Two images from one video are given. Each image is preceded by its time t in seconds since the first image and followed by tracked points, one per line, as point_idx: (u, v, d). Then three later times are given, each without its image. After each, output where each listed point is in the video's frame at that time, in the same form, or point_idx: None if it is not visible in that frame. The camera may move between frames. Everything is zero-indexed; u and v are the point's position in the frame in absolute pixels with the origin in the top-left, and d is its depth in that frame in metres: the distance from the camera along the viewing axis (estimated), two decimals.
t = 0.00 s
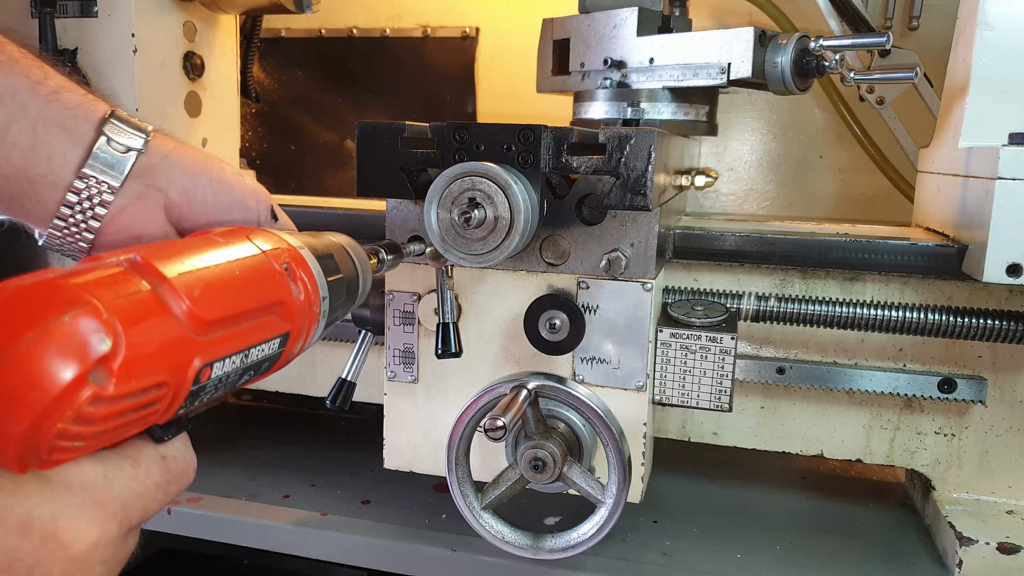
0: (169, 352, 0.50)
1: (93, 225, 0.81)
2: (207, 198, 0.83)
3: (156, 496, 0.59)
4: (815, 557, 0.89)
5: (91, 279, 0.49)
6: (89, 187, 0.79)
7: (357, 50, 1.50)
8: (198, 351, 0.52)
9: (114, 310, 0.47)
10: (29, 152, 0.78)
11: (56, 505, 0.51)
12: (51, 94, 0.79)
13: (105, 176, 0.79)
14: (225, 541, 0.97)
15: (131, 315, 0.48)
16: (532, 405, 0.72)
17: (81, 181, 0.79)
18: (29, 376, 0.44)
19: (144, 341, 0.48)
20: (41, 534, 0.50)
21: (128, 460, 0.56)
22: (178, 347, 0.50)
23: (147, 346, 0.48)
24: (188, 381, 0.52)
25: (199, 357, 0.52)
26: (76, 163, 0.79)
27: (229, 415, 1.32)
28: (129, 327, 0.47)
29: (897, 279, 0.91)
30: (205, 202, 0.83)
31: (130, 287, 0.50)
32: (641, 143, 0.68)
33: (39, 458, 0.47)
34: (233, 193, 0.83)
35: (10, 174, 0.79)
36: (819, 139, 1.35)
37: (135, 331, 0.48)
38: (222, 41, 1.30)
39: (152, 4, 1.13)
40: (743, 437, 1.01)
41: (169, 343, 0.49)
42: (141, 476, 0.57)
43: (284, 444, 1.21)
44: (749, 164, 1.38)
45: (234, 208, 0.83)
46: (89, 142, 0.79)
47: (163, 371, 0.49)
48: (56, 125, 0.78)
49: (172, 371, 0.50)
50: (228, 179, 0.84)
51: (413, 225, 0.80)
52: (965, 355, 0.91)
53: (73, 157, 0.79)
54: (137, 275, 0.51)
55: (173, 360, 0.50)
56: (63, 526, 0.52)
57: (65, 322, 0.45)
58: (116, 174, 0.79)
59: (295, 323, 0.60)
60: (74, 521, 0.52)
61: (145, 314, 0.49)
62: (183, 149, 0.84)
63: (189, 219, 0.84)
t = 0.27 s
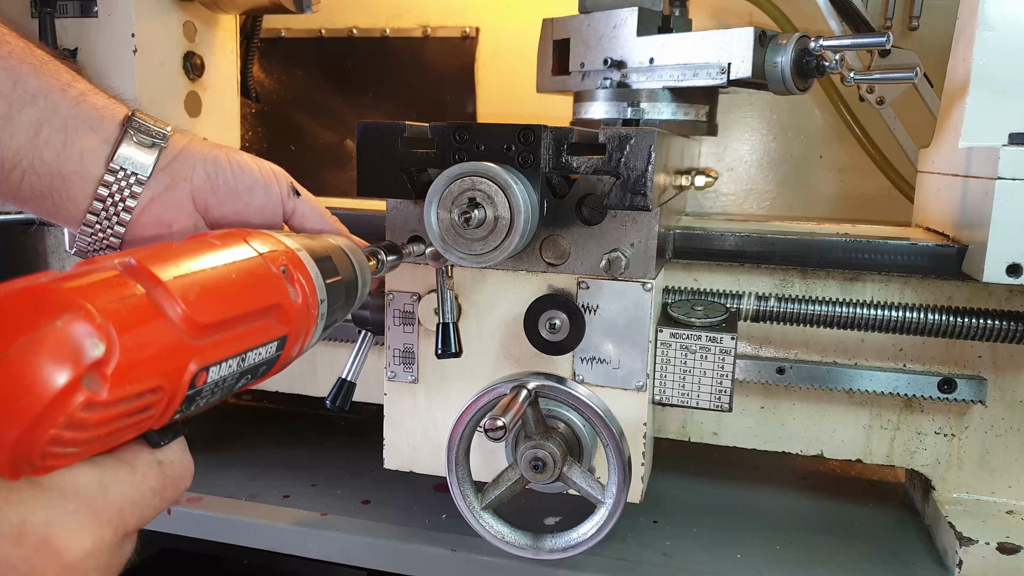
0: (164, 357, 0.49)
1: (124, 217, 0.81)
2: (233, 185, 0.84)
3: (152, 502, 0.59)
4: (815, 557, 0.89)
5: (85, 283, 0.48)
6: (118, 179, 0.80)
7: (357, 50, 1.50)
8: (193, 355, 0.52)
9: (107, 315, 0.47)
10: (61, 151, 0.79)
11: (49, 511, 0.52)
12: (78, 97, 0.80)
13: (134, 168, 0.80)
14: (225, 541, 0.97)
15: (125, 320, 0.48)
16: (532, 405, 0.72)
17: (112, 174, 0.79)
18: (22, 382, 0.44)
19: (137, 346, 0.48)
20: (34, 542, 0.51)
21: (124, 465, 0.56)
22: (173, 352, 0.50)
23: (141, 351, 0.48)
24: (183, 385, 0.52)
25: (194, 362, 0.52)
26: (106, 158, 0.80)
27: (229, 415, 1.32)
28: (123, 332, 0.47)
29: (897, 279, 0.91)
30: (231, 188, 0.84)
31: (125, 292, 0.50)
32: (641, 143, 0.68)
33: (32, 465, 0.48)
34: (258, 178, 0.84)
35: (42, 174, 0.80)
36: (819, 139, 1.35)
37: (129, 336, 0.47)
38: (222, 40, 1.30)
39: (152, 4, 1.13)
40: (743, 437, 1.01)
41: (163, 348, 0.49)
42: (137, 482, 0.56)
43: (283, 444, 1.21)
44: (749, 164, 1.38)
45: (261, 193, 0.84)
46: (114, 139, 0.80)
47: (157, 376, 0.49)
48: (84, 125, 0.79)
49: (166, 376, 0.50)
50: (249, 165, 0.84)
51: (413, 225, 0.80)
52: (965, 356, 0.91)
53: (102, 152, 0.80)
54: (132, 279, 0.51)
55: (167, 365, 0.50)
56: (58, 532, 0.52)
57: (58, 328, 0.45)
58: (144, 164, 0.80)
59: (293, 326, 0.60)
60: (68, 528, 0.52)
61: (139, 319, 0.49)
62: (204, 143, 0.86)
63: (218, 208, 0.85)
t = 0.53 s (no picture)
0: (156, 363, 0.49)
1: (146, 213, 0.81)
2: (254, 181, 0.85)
3: (147, 508, 0.58)
4: (815, 557, 0.89)
5: (77, 288, 0.48)
6: (141, 174, 0.79)
7: (357, 50, 1.50)
8: (186, 361, 0.52)
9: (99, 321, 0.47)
10: (84, 147, 0.77)
11: (42, 518, 0.50)
12: (100, 93, 0.79)
13: (157, 163, 0.79)
14: (225, 541, 0.97)
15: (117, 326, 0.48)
16: (532, 405, 0.72)
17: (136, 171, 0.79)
18: (13, 389, 0.44)
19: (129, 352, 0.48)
20: (25, 550, 0.49)
21: (117, 472, 0.55)
22: (166, 357, 0.50)
23: (133, 357, 0.48)
24: (177, 390, 0.52)
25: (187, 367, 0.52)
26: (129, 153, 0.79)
27: (229, 415, 1.32)
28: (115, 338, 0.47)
29: (897, 279, 0.91)
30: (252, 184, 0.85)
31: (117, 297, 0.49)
32: (641, 143, 0.68)
33: (23, 471, 0.47)
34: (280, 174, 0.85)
35: (65, 170, 0.78)
36: (819, 139, 1.35)
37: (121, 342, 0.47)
38: (222, 40, 1.30)
39: (152, 4, 1.13)
40: (743, 437, 1.01)
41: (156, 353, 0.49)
42: (131, 488, 0.56)
43: (283, 444, 1.21)
44: (749, 164, 1.38)
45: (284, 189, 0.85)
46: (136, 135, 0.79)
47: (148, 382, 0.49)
48: (106, 122, 0.78)
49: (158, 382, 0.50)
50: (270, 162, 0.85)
51: (413, 225, 0.80)
52: (965, 356, 0.91)
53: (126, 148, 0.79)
54: (125, 283, 0.51)
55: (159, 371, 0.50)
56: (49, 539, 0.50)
57: (49, 333, 0.45)
58: (168, 159, 0.79)
59: (288, 330, 0.60)
60: (61, 535, 0.51)
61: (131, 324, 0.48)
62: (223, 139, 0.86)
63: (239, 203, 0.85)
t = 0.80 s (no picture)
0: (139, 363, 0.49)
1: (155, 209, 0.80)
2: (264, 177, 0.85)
3: (132, 512, 0.57)
4: (815, 557, 0.89)
5: (58, 289, 0.48)
6: (150, 171, 0.79)
7: (357, 50, 1.50)
8: (169, 361, 0.51)
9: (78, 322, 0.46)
10: (92, 144, 0.77)
11: (25, 522, 0.49)
12: (108, 90, 0.79)
13: (166, 160, 0.79)
14: (225, 541, 0.97)
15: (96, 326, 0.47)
16: (532, 405, 0.72)
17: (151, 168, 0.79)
18: None
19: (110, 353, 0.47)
20: (7, 553, 0.48)
21: (101, 475, 0.55)
22: (149, 358, 0.50)
23: (114, 358, 0.47)
24: (160, 392, 0.52)
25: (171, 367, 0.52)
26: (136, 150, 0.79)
27: (229, 416, 1.32)
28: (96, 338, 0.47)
29: (897, 279, 0.91)
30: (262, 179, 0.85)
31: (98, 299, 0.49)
32: (641, 143, 0.68)
33: (3, 475, 0.47)
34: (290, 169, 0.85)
35: (73, 167, 0.77)
36: (819, 139, 1.35)
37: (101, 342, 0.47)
38: (222, 40, 1.30)
39: (152, 4, 1.13)
40: (743, 437, 1.01)
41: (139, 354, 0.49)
42: (115, 491, 0.55)
43: (283, 444, 1.21)
44: (749, 164, 1.38)
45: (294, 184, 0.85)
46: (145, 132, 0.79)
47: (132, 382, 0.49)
48: (113, 119, 0.78)
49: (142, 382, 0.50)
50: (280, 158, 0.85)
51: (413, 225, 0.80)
52: (965, 356, 0.91)
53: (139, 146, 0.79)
54: (108, 284, 0.50)
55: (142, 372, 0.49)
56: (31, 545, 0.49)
57: (28, 334, 0.44)
58: (176, 156, 0.79)
59: (274, 331, 0.60)
60: (43, 538, 0.50)
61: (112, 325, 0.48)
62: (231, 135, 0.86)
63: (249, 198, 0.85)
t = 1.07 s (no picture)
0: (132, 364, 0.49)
1: (154, 215, 0.80)
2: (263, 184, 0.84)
3: (126, 512, 0.57)
4: (815, 557, 0.89)
5: (51, 289, 0.48)
6: (148, 176, 0.78)
7: (357, 50, 1.50)
8: (163, 362, 0.51)
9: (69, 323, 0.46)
10: (90, 148, 0.77)
11: (19, 522, 0.49)
12: (106, 96, 0.79)
13: (164, 165, 0.78)
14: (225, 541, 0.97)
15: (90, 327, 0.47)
16: (532, 405, 0.72)
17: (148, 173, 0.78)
18: None
19: (103, 354, 0.47)
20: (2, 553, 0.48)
21: (96, 477, 0.55)
22: (143, 358, 0.50)
23: (106, 359, 0.47)
24: (154, 392, 0.51)
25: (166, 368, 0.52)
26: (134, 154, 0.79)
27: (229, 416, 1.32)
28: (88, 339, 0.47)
29: (897, 279, 0.91)
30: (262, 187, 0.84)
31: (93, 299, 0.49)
32: (641, 143, 0.68)
33: None
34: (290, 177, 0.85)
35: (71, 172, 0.77)
36: (819, 139, 1.35)
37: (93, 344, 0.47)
38: (222, 40, 1.30)
39: (152, 4, 1.13)
40: (743, 437, 1.01)
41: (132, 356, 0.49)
42: (109, 492, 0.55)
43: (283, 444, 1.21)
44: (749, 164, 1.38)
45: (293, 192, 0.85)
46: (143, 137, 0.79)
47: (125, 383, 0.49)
48: (112, 125, 0.78)
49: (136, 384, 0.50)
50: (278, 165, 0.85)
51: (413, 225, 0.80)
52: (965, 355, 0.91)
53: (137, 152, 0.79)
54: (101, 285, 0.50)
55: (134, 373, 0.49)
56: (27, 546, 0.49)
57: (20, 334, 0.44)
58: (175, 161, 0.79)
59: (270, 331, 0.60)
60: (37, 539, 0.50)
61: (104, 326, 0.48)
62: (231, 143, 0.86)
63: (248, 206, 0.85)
